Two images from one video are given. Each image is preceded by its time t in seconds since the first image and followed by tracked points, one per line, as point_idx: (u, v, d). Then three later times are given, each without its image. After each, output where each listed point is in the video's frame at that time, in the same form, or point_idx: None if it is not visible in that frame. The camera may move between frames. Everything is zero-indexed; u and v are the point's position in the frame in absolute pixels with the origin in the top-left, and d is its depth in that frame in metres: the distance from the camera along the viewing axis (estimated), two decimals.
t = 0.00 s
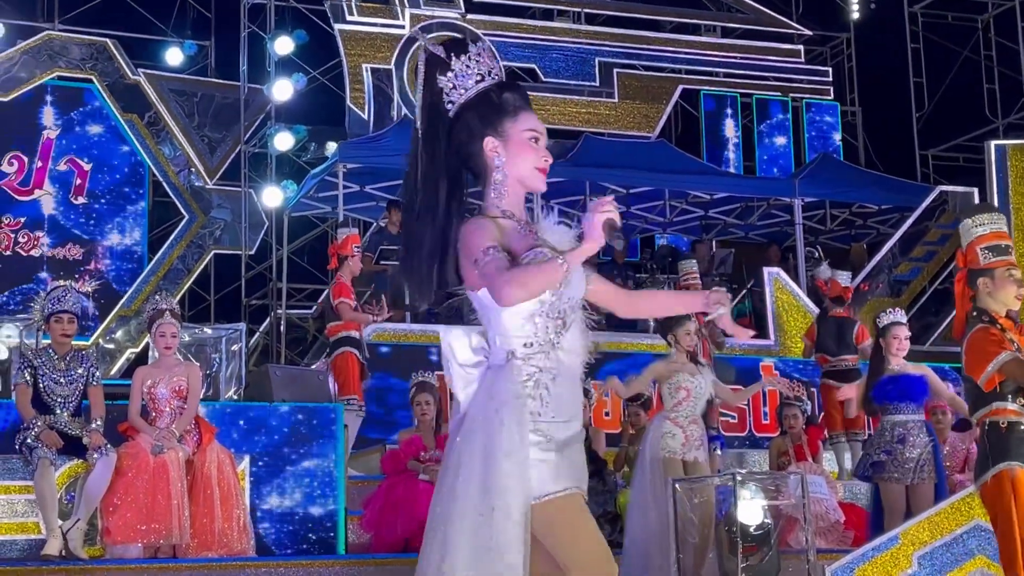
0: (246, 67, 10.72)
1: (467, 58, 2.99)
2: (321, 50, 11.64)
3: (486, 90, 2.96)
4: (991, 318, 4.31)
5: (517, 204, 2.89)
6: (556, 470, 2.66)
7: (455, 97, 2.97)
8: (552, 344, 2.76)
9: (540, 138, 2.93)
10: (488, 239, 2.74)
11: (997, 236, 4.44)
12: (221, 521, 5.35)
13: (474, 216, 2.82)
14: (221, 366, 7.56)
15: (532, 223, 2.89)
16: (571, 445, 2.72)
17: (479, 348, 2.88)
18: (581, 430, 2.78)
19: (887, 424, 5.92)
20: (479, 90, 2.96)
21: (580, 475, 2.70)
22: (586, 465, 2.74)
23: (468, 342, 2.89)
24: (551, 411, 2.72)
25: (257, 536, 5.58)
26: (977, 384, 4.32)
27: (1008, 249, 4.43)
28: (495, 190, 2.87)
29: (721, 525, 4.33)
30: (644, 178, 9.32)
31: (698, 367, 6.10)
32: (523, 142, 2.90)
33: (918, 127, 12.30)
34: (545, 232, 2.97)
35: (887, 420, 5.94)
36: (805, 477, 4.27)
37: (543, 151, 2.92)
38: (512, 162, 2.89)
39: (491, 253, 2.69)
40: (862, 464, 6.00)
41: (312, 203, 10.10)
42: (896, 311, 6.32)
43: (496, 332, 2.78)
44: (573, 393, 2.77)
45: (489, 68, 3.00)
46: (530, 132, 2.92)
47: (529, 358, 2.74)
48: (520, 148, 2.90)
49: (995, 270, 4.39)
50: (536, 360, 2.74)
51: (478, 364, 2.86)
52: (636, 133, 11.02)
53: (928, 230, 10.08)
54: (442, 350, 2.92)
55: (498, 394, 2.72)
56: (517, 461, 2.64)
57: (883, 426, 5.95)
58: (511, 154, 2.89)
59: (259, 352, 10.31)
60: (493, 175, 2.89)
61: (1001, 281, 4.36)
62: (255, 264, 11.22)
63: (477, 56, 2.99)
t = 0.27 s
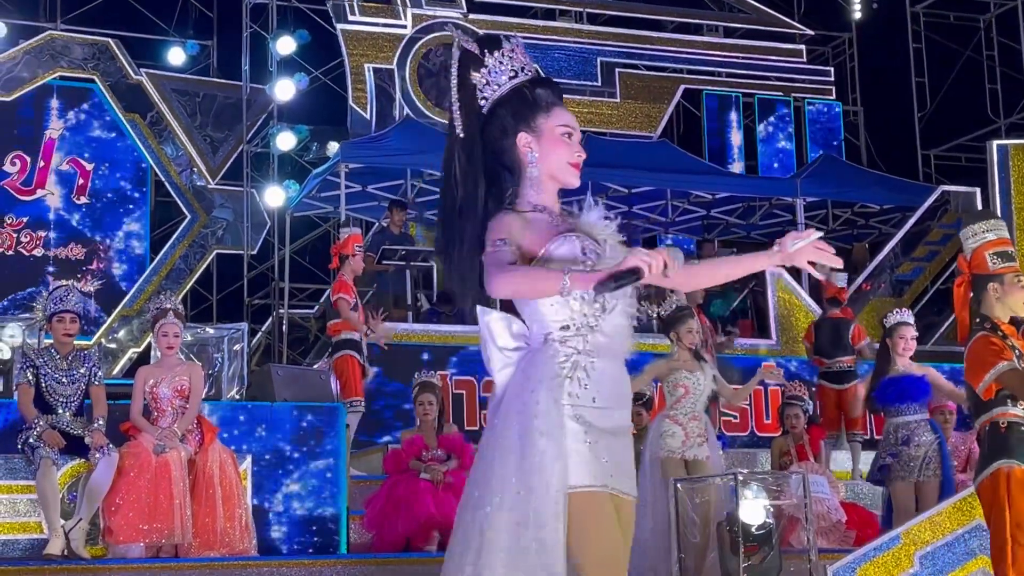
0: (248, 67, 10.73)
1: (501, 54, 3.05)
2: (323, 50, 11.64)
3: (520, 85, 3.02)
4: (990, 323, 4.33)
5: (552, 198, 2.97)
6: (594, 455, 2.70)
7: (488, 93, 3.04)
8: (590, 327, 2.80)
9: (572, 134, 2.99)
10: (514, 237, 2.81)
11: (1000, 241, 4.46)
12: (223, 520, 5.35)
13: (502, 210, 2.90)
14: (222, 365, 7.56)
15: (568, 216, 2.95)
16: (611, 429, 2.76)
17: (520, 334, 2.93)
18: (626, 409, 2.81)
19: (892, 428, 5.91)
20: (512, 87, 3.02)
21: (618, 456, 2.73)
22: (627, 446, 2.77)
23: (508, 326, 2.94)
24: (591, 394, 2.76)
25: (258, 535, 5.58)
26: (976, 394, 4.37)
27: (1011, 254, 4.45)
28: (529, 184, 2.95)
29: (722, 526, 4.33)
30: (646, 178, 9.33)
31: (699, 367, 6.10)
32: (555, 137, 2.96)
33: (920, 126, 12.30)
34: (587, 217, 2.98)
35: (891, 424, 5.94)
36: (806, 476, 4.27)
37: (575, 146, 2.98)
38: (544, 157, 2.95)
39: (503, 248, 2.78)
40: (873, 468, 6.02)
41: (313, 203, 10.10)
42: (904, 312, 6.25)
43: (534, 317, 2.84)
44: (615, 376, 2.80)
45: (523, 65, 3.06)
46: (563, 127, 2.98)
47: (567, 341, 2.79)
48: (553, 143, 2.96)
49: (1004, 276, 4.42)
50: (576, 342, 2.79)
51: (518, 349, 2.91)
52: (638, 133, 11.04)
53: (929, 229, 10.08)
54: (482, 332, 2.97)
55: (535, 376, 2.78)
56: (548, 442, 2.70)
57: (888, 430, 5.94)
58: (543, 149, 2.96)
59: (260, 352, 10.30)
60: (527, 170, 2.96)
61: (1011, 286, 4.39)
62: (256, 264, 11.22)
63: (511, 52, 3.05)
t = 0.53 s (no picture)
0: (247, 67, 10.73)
1: (528, 60, 2.92)
2: (322, 50, 11.65)
3: (548, 95, 2.91)
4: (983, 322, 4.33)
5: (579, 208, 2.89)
6: (601, 462, 2.60)
7: (515, 99, 2.93)
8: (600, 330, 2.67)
9: (598, 143, 2.88)
10: (531, 262, 2.73)
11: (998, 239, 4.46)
12: (222, 520, 5.35)
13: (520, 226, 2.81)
14: (221, 365, 7.56)
15: (596, 226, 2.86)
16: (622, 431, 2.64)
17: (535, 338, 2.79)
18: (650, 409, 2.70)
19: (894, 432, 5.90)
20: (539, 95, 2.91)
21: (633, 455, 2.63)
22: (647, 444, 2.66)
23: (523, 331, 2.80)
24: (599, 397, 2.64)
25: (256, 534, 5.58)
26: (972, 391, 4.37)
27: (1011, 253, 4.44)
28: (554, 196, 2.87)
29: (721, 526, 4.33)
30: (644, 178, 9.33)
31: (696, 367, 6.10)
32: (581, 148, 2.86)
33: (919, 127, 12.30)
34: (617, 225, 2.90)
35: (890, 428, 5.94)
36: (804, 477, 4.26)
37: (601, 155, 2.88)
38: (571, 167, 2.85)
39: (509, 277, 2.71)
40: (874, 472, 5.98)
41: (312, 203, 10.11)
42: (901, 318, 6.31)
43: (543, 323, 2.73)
44: (629, 375, 2.67)
45: (550, 72, 2.93)
46: (589, 136, 2.87)
47: (574, 346, 2.68)
48: (579, 153, 2.86)
49: (1004, 272, 4.41)
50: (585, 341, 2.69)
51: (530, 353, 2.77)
52: (637, 133, 11.04)
53: (928, 230, 10.13)
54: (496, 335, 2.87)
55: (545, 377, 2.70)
56: (553, 442, 2.62)
57: (887, 435, 5.94)
58: (569, 159, 2.86)
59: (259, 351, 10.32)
60: (553, 182, 2.87)
61: (1011, 284, 4.39)
62: (255, 264, 11.23)
63: (539, 59, 2.93)
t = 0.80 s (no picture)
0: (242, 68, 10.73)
1: (545, 52, 2.84)
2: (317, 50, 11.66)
3: (564, 86, 2.83)
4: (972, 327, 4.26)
5: (597, 199, 2.84)
6: (597, 459, 2.55)
7: (533, 91, 2.87)
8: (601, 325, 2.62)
9: (612, 132, 2.81)
10: (529, 252, 2.73)
11: (994, 242, 4.41)
12: (215, 521, 5.35)
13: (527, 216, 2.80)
14: (215, 366, 7.56)
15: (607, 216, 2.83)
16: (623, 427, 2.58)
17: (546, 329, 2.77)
18: (662, 402, 2.61)
19: (884, 426, 5.91)
20: (555, 86, 2.84)
21: (634, 453, 2.56)
22: (655, 440, 2.58)
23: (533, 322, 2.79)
24: (598, 393, 2.59)
25: (250, 535, 5.59)
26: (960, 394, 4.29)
27: (1009, 256, 4.39)
28: (568, 186, 2.83)
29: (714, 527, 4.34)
30: (639, 179, 9.33)
31: (689, 368, 6.10)
32: (593, 139, 2.79)
33: (914, 128, 12.31)
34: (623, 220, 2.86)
35: (881, 426, 5.95)
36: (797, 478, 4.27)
37: (615, 145, 2.80)
38: (582, 158, 2.80)
39: (502, 268, 2.72)
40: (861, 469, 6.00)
41: (308, 204, 10.11)
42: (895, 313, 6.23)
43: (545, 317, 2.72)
44: (632, 368, 2.61)
45: (568, 63, 2.85)
46: (603, 126, 2.80)
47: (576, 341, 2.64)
48: (591, 144, 2.79)
49: (1003, 275, 4.35)
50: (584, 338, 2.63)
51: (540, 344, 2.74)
52: (632, 133, 11.05)
53: (923, 231, 10.07)
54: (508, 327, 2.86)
55: (546, 374, 2.67)
56: (549, 441, 2.60)
57: (875, 430, 5.95)
58: (581, 150, 2.80)
59: (254, 352, 10.33)
60: (567, 172, 2.83)
61: (1008, 287, 4.33)
62: (251, 264, 11.24)
63: (556, 51, 2.84)
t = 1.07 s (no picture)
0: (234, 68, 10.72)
1: (555, 64, 3.03)
2: (309, 50, 11.65)
3: (570, 96, 2.99)
4: (956, 332, 4.26)
5: (610, 205, 2.97)
6: (604, 463, 2.65)
7: (546, 104, 3.04)
8: (595, 339, 2.79)
9: (616, 138, 2.92)
10: (529, 259, 2.91)
11: (990, 245, 4.39)
12: (207, 521, 5.33)
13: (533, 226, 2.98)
14: (207, 366, 7.56)
15: (598, 228, 2.91)
16: (628, 432, 2.68)
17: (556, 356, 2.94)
18: (664, 405, 2.71)
19: (873, 428, 5.91)
20: (564, 97, 3.00)
21: (637, 454, 2.63)
22: (658, 439, 2.65)
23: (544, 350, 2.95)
24: (601, 406, 2.72)
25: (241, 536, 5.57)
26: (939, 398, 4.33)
27: (1005, 258, 4.38)
28: (575, 195, 2.96)
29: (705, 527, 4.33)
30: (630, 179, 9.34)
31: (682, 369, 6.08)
32: (596, 146, 2.91)
33: (906, 129, 12.32)
34: (616, 225, 2.90)
35: (871, 424, 5.94)
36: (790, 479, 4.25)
37: (619, 151, 2.91)
38: (587, 166, 2.93)
39: (499, 280, 2.90)
40: (844, 467, 5.97)
41: (300, 204, 10.11)
42: (883, 317, 6.28)
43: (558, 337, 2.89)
44: (632, 377, 2.73)
45: (577, 74, 3.01)
46: (607, 133, 2.92)
47: (579, 361, 2.80)
48: (595, 152, 2.91)
49: (998, 278, 4.36)
50: (582, 359, 2.79)
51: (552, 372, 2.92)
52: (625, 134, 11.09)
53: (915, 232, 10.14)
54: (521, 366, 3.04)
55: (555, 399, 2.83)
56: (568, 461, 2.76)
57: (865, 429, 5.94)
58: (586, 158, 2.93)
59: (246, 352, 10.33)
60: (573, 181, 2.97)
61: (1005, 289, 4.33)
62: (243, 264, 11.23)
63: (566, 62, 3.02)
